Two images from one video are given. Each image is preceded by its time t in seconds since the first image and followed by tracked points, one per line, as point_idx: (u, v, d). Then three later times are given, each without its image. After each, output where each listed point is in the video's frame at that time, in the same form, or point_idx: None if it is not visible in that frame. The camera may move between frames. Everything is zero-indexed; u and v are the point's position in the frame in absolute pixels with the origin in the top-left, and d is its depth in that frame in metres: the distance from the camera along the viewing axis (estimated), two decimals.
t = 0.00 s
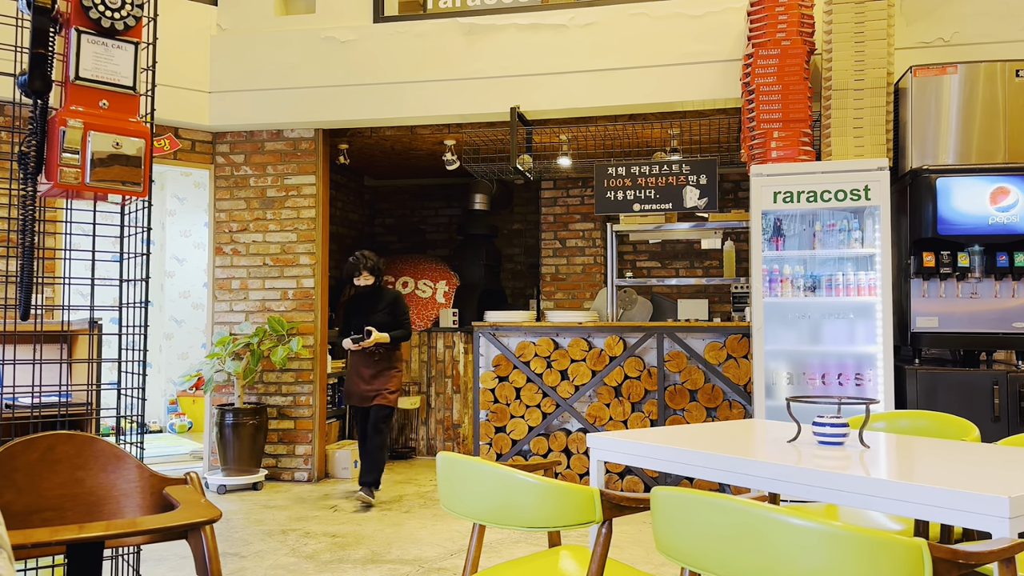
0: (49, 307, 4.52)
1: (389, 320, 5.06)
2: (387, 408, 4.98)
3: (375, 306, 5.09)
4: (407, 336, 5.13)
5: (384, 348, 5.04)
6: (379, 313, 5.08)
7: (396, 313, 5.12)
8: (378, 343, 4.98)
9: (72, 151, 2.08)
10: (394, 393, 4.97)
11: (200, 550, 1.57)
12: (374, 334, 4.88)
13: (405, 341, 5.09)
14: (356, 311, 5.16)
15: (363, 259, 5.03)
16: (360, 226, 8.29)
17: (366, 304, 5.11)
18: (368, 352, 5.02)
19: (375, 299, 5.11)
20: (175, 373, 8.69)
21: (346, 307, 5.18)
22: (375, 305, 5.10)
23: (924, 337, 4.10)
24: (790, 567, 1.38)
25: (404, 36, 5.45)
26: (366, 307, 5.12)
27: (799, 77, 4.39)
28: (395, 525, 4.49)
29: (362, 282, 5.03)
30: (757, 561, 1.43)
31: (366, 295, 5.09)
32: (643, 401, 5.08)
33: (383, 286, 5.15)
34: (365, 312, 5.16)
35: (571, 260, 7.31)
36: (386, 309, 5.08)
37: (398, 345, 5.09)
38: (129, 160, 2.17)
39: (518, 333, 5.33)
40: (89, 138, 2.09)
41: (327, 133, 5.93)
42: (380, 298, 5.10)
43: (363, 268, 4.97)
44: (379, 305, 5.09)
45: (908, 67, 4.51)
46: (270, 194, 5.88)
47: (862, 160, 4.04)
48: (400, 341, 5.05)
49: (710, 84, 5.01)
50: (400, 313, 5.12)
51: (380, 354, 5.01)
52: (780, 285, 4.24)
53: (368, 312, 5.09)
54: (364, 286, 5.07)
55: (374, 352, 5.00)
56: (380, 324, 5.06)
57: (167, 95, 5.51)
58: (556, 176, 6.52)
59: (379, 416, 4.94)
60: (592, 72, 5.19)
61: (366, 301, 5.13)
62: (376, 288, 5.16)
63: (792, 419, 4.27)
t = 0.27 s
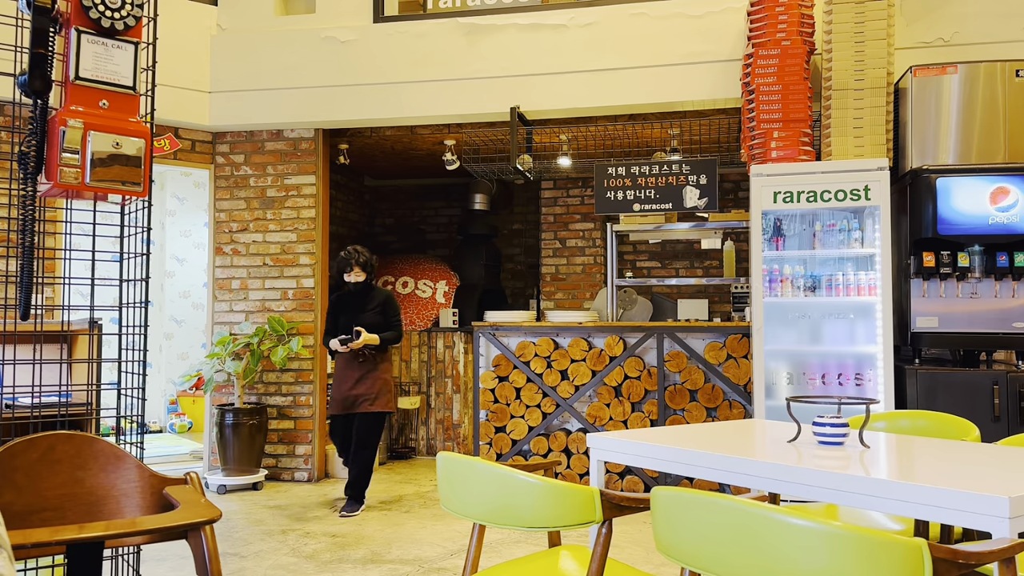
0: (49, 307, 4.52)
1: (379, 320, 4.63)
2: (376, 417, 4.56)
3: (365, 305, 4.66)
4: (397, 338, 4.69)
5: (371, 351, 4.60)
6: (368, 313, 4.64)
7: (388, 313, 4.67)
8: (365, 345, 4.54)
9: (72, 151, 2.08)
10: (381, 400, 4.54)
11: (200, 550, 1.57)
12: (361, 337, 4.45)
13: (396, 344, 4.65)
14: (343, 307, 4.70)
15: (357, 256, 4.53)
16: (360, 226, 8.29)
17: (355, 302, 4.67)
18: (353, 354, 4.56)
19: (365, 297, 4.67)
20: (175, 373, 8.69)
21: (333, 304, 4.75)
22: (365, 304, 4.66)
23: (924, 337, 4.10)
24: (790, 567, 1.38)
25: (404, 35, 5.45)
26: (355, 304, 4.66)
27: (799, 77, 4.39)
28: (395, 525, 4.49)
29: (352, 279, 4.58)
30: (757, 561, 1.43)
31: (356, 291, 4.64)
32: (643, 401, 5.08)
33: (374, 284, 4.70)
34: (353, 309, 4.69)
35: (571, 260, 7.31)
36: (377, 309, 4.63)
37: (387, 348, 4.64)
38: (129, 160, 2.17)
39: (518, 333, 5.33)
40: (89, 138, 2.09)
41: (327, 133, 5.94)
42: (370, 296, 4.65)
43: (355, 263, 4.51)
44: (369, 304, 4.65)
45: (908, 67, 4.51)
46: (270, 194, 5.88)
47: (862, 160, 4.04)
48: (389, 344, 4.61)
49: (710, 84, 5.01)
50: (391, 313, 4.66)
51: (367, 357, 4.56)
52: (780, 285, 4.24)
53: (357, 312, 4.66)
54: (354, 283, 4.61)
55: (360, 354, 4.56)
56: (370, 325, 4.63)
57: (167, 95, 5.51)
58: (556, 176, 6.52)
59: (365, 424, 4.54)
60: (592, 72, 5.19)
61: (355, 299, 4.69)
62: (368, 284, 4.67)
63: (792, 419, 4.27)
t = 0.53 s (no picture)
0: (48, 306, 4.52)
1: (367, 320, 4.49)
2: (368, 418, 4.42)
3: (352, 304, 4.51)
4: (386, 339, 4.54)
5: (359, 352, 4.44)
6: (355, 311, 4.50)
7: (376, 313, 4.53)
8: (352, 345, 4.39)
9: (72, 151, 2.08)
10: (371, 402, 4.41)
11: (200, 550, 1.57)
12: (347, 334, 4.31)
13: (385, 344, 4.51)
14: (330, 306, 4.54)
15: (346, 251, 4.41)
16: (360, 226, 8.29)
17: (341, 301, 4.52)
18: (341, 355, 4.39)
19: (352, 296, 4.52)
20: (175, 373, 8.69)
21: (319, 303, 4.60)
22: (352, 302, 4.51)
23: (924, 337, 4.10)
24: (790, 567, 1.38)
25: (404, 35, 5.45)
26: (342, 303, 4.51)
27: (799, 77, 4.39)
28: (395, 525, 4.49)
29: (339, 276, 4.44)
30: (757, 561, 1.43)
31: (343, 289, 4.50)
32: (643, 401, 5.08)
33: (362, 282, 4.55)
34: (340, 309, 4.54)
35: (571, 260, 7.31)
36: (364, 307, 4.49)
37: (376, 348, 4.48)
38: (129, 160, 2.17)
39: (518, 333, 5.33)
40: (89, 138, 2.09)
41: (327, 133, 5.94)
42: (357, 295, 4.50)
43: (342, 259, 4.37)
44: (356, 303, 4.51)
45: (908, 67, 4.51)
46: (270, 194, 5.88)
47: (862, 160, 4.04)
48: (378, 344, 4.46)
49: (709, 84, 5.01)
50: (379, 312, 4.52)
51: (356, 357, 4.40)
52: (780, 285, 4.24)
53: (344, 311, 4.50)
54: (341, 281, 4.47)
55: (349, 355, 4.39)
56: (357, 324, 4.48)
57: (167, 95, 5.50)
58: (556, 176, 6.53)
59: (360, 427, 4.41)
60: (592, 72, 5.19)
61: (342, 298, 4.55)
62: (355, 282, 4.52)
63: (792, 419, 4.27)
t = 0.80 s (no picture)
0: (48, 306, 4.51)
1: (351, 321, 4.18)
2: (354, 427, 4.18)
3: (334, 304, 4.19)
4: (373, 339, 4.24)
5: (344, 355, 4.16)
6: (338, 312, 4.18)
7: (360, 312, 4.21)
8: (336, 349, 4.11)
9: (72, 151, 2.08)
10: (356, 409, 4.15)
11: (200, 550, 1.57)
12: (328, 338, 4.00)
13: (370, 346, 4.21)
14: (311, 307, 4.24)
15: (326, 247, 4.06)
16: (360, 226, 8.28)
17: (323, 302, 4.20)
18: (325, 360, 4.12)
19: (334, 295, 4.20)
20: (175, 373, 8.69)
21: (300, 304, 4.29)
22: (334, 303, 4.19)
23: (924, 337, 4.10)
24: (790, 567, 1.38)
25: (404, 35, 5.45)
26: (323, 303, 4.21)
27: (799, 77, 4.39)
28: (395, 525, 4.50)
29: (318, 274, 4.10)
30: (758, 561, 1.42)
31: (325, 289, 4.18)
32: (643, 401, 5.08)
33: (344, 281, 4.23)
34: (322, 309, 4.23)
35: (571, 261, 7.31)
36: (347, 308, 4.16)
37: (362, 351, 4.19)
38: (129, 160, 2.17)
39: (518, 333, 5.33)
40: (89, 138, 2.09)
41: (327, 133, 5.94)
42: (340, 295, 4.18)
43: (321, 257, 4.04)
44: (338, 303, 4.19)
45: (908, 67, 4.51)
46: (270, 194, 5.88)
47: (862, 160, 4.04)
48: (364, 346, 4.17)
49: (709, 84, 5.01)
50: (364, 312, 4.20)
51: (340, 363, 4.12)
52: (780, 286, 4.24)
53: (326, 312, 4.19)
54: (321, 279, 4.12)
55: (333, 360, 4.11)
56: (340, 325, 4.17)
57: (167, 94, 5.50)
58: (556, 176, 6.53)
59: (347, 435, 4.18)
60: (592, 72, 5.19)
61: (323, 298, 4.22)
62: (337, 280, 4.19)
63: (792, 419, 4.27)
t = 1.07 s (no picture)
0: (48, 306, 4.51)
1: (343, 319, 3.94)
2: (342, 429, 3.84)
3: (324, 300, 3.94)
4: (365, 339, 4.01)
5: (335, 355, 3.91)
6: (328, 308, 3.93)
7: (351, 310, 3.97)
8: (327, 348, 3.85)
9: (72, 151, 2.08)
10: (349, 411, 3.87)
11: (200, 550, 1.57)
12: (321, 337, 3.75)
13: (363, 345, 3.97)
14: (298, 304, 3.98)
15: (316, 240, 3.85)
16: (360, 226, 8.28)
17: (312, 297, 3.95)
18: (314, 359, 3.87)
19: (324, 291, 3.95)
20: (175, 373, 8.69)
21: (285, 299, 4.02)
22: (324, 299, 3.95)
23: (924, 337, 4.11)
24: (790, 567, 1.38)
25: (404, 35, 5.45)
26: (312, 300, 3.96)
27: (799, 77, 4.39)
28: (395, 525, 4.50)
29: (308, 268, 3.87)
30: (758, 561, 1.43)
31: (314, 284, 3.93)
32: (643, 401, 5.09)
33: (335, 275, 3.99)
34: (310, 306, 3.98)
35: (571, 261, 7.31)
36: (339, 304, 3.93)
37: (353, 350, 3.95)
38: (129, 160, 2.17)
39: (518, 333, 5.33)
40: (89, 138, 2.09)
41: (326, 133, 5.94)
42: (331, 290, 3.95)
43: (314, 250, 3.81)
44: (329, 299, 3.94)
45: (908, 67, 4.51)
46: (270, 194, 5.88)
47: (862, 160, 4.04)
48: (356, 345, 3.93)
49: (709, 84, 5.01)
50: (356, 309, 3.97)
51: (330, 362, 3.87)
52: (780, 286, 4.24)
53: (315, 308, 3.94)
54: (311, 274, 3.89)
55: (324, 359, 3.86)
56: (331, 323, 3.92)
57: (167, 94, 5.50)
58: (556, 176, 6.53)
59: (330, 436, 3.79)
60: (592, 72, 5.19)
61: (312, 294, 3.97)
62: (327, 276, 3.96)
63: (792, 419, 4.28)
